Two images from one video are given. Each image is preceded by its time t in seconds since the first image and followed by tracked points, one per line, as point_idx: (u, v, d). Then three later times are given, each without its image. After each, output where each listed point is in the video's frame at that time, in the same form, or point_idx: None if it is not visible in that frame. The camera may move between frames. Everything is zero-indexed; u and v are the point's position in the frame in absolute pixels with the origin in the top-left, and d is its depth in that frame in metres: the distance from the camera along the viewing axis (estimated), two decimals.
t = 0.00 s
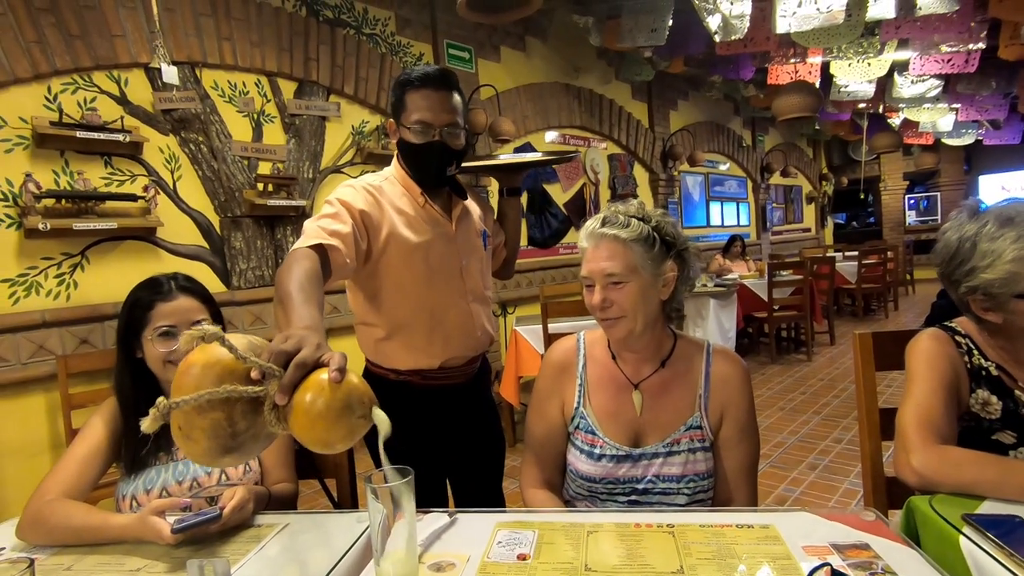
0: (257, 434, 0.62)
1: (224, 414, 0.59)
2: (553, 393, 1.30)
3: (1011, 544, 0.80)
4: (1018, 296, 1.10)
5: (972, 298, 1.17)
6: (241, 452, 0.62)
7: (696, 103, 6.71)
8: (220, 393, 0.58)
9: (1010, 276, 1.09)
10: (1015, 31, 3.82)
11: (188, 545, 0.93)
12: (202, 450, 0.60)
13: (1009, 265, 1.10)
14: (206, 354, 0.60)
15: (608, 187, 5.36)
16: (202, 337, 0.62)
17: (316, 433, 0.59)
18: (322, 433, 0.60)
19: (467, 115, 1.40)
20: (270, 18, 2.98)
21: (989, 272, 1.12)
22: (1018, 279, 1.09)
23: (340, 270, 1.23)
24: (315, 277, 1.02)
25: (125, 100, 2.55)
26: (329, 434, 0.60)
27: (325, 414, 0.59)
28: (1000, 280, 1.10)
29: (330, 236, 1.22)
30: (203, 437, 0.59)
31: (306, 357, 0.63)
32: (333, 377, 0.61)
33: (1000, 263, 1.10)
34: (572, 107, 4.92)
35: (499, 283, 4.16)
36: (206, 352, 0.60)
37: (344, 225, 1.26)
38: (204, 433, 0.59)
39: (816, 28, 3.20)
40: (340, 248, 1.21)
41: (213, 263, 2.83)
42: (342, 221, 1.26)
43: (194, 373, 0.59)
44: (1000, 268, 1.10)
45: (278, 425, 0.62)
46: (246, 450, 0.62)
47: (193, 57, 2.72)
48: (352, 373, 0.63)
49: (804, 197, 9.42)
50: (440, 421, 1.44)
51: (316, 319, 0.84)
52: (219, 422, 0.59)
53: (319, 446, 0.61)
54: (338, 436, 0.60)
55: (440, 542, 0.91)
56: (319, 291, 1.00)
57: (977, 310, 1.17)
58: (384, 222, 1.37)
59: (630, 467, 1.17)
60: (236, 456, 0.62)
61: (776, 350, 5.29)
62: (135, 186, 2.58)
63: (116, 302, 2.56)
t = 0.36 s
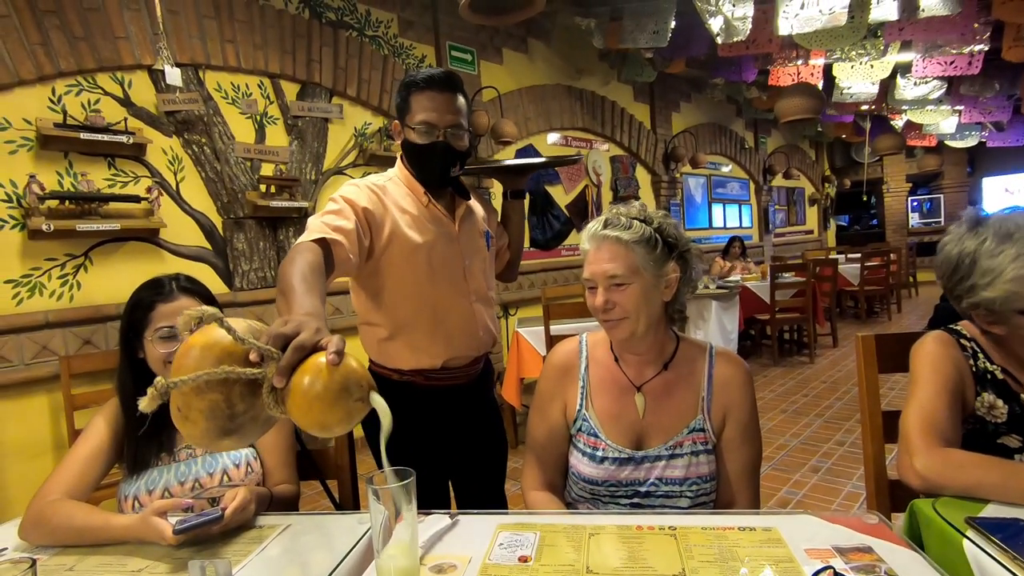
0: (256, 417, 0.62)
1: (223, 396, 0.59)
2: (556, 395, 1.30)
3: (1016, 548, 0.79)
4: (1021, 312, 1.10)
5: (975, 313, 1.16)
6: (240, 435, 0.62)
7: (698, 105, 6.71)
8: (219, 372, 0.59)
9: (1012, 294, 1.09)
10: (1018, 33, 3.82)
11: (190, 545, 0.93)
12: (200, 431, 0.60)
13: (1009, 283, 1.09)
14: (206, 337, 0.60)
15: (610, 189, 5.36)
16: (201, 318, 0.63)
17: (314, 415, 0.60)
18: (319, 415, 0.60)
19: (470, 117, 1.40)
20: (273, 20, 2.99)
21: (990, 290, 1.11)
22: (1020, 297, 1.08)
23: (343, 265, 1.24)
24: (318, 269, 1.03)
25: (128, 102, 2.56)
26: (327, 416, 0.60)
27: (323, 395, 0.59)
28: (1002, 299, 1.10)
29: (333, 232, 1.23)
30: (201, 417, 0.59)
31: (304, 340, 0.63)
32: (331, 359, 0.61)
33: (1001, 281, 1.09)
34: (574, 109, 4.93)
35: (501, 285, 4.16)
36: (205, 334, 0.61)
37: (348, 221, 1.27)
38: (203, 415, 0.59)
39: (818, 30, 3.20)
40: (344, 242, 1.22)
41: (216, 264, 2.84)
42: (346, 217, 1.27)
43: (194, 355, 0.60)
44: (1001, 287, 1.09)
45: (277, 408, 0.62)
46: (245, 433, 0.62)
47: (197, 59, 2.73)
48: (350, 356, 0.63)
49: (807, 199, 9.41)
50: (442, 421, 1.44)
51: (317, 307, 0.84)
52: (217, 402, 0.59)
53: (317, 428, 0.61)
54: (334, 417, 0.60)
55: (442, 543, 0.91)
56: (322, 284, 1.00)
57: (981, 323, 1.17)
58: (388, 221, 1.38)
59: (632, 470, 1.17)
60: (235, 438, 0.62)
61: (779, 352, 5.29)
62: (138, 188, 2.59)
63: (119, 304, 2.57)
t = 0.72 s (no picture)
0: (252, 407, 0.63)
1: (219, 385, 0.60)
2: (556, 398, 1.30)
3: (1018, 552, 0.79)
4: None
5: (981, 327, 1.16)
6: (236, 426, 0.62)
7: (699, 107, 6.71)
8: (213, 362, 0.59)
9: (1020, 314, 1.08)
10: (1020, 35, 3.82)
11: (191, 547, 0.93)
12: (197, 421, 0.61)
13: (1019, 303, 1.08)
14: (204, 327, 0.61)
15: (610, 192, 5.36)
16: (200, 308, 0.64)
17: (310, 405, 0.59)
18: (315, 406, 0.60)
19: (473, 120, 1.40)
20: (274, 22, 2.99)
21: (998, 308, 1.11)
22: None
23: (343, 264, 1.24)
24: (317, 266, 1.03)
25: (130, 104, 2.56)
26: (323, 407, 0.60)
27: (320, 386, 0.59)
28: (1010, 318, 1.09)
29: (334, 230, 1.24)
30: (197, 407, 0.60)
31: (302, 331, 0.63)
32: (328, 351, 0.61)
33: (1010, 301, 1.09)
34: (575, 111, 4.93)
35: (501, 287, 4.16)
36: (204, 324, 0.61)
37: (349, 220, 1.28)
38: (199, 404, 0.60)
39: (818, 33, 3.20)
40: (344, 240, 1.23)
41: (217, 266, 2.84)
42: (347, 216, 1.28)
43: (191, 345, 0.60)
44: (1009, 305, 1.09)
45: (273, 400, 0.63)
46: (241, 424, 0.63)
47: (198, 61, 2.73)
48: (347, 347, 0.62)
49: (808, 201, 9.41)
50: (441, 422, 1.44)
51: (316, 300, 0.84)
52: (213, 391, 0.60)
53: (313, 420, 0.61)
54: (330, 409, 0.60)
55: (442, 546, 0.90)
56: (321, 281, 0.99)
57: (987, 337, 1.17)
58: (389, 221, 1.38)
59: (633, 473, 1.17)
60: (231, 429, 0.63)
61: (780, 354, 5.28)
62: (139, 190, 2.59)
63: (120, 305, 2.57)
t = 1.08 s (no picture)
0: (252, 400, 0.62)
1: (218, 377, 0.59)
2: (555, 401, 1.30)
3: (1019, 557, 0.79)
4: (1010, 289, 1.10)
5: (973, 296, 1.18)
6: (236, 419, 0.62)
7: (699, 110, 6.72)
8: (211, 354, 0.59)
9: (1003, 266, 1.11)
10: (1019, 38, 3.82)
11: (191, 549, 0.93)
12: (196, 414, 0.60)
13: (1001, 257, 1.12)
14: (203, 320, 0.61)
15: (610, 194, 5.36)
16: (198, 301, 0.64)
17: (309, 397, 0.59)
18: (314, 399, 0.60)
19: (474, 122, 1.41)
20: (275, 25, 3.00)
21: (981, 264, 1.14)
22: (1011, 270, 1.10)
23: (343, 263, 1.25)
24: (317, 264, 1.03)
25: (131, 106, 2.57)
26: (322, 399, 0.60)
27: (319, 378, 0.59)
28: (991, 272, 1.12)
29: (335, 229, 1.24)
30: (196, 400, 0.60)
31: (300, 323, 0.63)
32: (326, 342, 0.61)
33: (990, 255, 1.13)
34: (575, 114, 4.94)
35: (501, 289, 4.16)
36: (203, 318, 0.62)
37: (349, 220, 1.28)
38: (198, 397, 0.59)
39: (818, 36, 3.20)
40: (344, 239, 1.24)
41: (217, 268, 2.84)
42: (348, 216, 1.28)
43: (190, 337, 0.60)
44: (990, 258, 1.13)
45: (273, 392, 0.62)
46: (240, 417, 0.62)
47: (199, 64, 2.74)
48: (345, 339, 0.63)
49: (808, 204, 9.41)
50: (441, 424, 1.43)
51: (315, 295, 0.84)
52: (212, 384, 0.59)
53: (312, 412, 0.61)
54: (329, 400, 0.60)
55: (442, 549, 0.90)
56: (321, 278, 0.99)
57: (981, 309, 1.17)
58: (390, 222, 1.39)
59: (632, 475, 1.17)
60: (231, 422, 0.62)
61: (780, 357, 5.28)
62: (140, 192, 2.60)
63: (120, 307, 2.57)
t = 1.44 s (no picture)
0: (249, 388, 0.62)
1: (216, 364, 0.60)
2: (555, 403, 1.30)
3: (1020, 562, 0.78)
4: (1009, 276, 1.13)
5: (976, 284, 1.20)
6: (234, 407, 0.62)
7: (700, 113, 6.73)
8: (207, 340, 0.59)
9: (1001, 251, 1.14)
10: (1019, 41, 3.82)
11: (190, 551, 0.93)
12: (194, 402, 0.61)
13: (1000, 241, 1.15)
14: (201, 307, 0.62)
15: (611, 197, 5.37)
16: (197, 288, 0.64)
17: (307, 387, 0.59)
18: (312, 388, 0.60)
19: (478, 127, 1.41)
20: (277, 27, 3.01)
21: (983, 250, 1.17)
22: (1009, 255, 1.13)
23: (344, 262, 1.25)
24: (318, 261, 1.03)
25: (133, 108, 2.57)
26: (319, 388, 0.60)
27: (315, 367, 0.59)
28: (991, 258, 1.15)
29: (336, 228, 1.25)
30: (194, 387, 0.60)
31: (299, 312, 0.63)
32: (325, 331, 0.61)
33: (991, 242, 1.16)
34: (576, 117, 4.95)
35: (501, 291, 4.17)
36: (201, 305, 0.62)
37: (351, 219, 1.28)
38: (195, 384, 0.59)
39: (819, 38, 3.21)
40: (345, 237, 1.24)
41: (217, 270, 2.84)
42: (349, 215, 1.29)
43: (189, 325, 0.61)
44: (992, 244, 1.16)
45: (270, 381, 0.62)
46: (238, 405, 0.62)
47: (201, 66, 2.74)
48: (344, 329, 0.63)
49: (808, 207, 9.41)
50: (441, 426, 1.43)
51: (315, 287, 0.84)
52: (210, 371, 0.59)
53: (309, 402, 0.61)
54: (326, 390, 0.60)
55: (442, 552, 0.90)
56: (321, 273, 0.99)
57: (984, 299, 1.20)
58: (391, 222, 1.39)
59: (633, 477, 1.17)
60: (228, 410, 0.62)
61: (780, 360, 5.27)
62: (141, 194, 2.60)
63: (120, 308, 2.57)
